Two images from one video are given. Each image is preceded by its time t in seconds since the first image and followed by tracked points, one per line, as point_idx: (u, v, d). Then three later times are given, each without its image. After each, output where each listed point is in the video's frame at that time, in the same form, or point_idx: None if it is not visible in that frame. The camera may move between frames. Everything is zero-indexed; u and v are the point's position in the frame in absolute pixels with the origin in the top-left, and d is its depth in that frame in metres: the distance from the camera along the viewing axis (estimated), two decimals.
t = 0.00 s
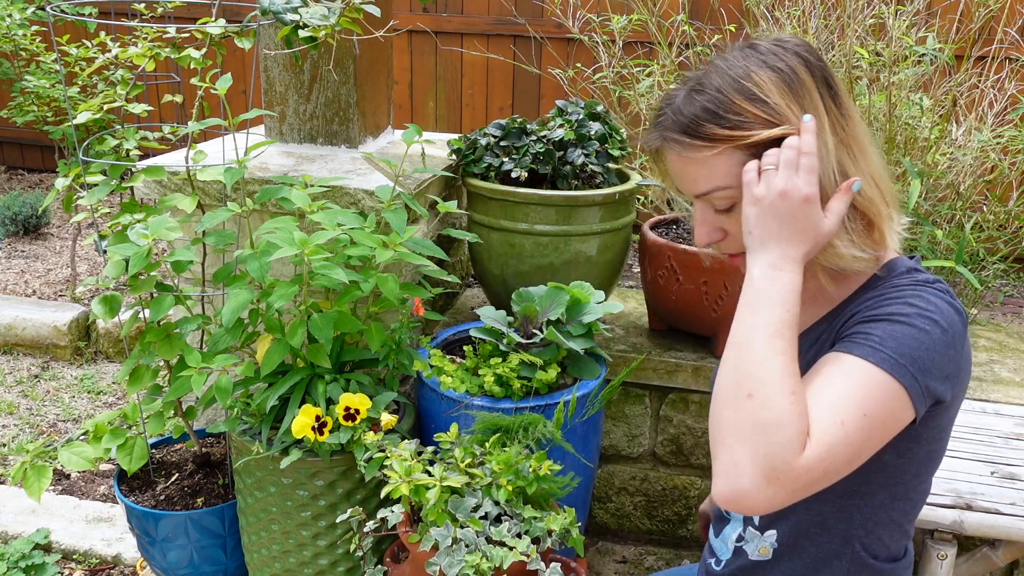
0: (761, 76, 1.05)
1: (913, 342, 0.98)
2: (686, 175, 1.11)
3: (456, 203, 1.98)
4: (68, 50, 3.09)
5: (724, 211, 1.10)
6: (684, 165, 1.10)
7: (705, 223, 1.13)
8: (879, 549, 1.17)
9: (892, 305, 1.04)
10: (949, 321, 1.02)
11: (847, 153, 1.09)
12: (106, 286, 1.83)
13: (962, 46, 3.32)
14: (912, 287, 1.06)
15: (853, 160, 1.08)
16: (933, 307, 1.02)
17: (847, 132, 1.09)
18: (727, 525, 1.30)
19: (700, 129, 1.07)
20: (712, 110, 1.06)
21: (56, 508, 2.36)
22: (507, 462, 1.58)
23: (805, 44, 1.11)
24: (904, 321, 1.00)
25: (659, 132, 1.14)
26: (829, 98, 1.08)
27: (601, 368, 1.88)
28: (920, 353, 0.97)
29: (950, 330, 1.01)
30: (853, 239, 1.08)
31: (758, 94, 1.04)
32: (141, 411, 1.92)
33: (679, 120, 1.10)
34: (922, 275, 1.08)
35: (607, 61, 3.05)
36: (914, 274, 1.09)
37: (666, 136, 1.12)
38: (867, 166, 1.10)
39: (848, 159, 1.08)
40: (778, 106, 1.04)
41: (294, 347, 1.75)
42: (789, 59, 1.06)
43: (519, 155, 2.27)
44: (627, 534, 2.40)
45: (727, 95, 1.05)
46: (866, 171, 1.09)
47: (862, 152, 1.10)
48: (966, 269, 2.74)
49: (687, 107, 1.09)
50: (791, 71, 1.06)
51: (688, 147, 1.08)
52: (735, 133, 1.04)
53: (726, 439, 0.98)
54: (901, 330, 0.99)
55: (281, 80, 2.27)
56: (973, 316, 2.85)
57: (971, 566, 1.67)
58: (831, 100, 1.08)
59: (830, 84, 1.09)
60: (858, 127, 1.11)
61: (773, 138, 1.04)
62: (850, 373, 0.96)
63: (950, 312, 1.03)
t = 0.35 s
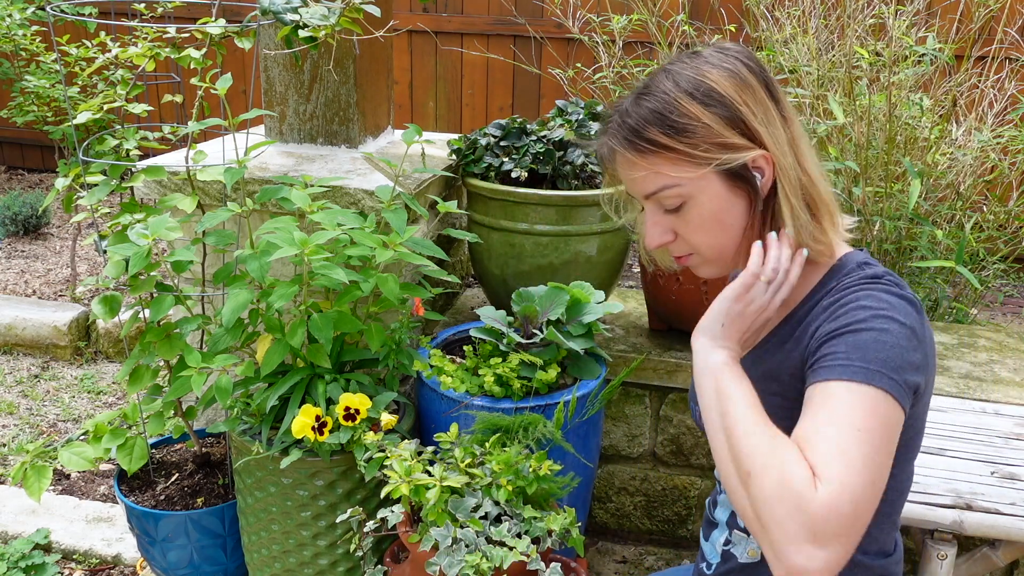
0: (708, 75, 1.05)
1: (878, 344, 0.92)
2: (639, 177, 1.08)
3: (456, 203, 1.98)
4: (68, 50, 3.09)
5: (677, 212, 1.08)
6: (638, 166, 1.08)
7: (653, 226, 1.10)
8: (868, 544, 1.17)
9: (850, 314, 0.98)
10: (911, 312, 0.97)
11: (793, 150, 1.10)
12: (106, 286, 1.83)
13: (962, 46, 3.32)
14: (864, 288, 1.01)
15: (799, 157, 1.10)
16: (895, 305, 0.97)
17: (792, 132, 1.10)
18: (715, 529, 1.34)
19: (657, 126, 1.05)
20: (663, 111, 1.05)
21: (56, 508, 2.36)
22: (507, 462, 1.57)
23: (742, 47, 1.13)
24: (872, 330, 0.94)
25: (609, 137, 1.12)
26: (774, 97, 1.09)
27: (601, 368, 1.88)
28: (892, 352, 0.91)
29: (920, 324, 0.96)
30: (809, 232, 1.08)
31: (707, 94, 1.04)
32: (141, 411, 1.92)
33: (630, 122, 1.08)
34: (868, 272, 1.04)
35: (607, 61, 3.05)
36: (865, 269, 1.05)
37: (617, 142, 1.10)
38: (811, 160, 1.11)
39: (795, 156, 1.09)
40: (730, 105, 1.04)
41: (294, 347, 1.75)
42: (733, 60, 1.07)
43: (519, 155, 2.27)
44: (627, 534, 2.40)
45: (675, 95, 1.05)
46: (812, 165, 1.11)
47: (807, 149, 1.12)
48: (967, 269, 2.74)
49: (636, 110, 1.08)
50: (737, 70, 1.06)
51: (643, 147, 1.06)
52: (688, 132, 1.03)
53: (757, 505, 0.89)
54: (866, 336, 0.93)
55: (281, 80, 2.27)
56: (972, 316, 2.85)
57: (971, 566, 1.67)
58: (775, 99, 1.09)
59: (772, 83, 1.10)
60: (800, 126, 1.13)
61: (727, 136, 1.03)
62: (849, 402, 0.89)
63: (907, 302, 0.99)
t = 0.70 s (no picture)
0: (680, 81, 1.02)
1: (871, 416, 0.91)
2: (607, 187, 1.06)
3: (456, 203, 1.98)
4: (68, 50, 3.09)
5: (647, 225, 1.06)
6: (607, 174, 1.06)
7: (623, 240, 1.08)
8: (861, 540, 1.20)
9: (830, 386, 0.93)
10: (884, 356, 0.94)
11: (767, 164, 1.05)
12: (106, 286, 1.83)
13: (962, 46, 3.32)
14: (834, 345, 0.95)
15: (772, 171, 1.06)
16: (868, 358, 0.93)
17: (766, 146, 1.06)
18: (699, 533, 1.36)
19: (626, 134, 1.03)
20: (632, 118, 1.02)
21: (56, 508, 2.36)
22: (507, 462, 1.57)
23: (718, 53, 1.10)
24: (862, 402, 0.91)
25: (577, 143, 1.10)
26: (748, 108, 1.06)
27: (600, 368, 1.88)
28: (889, 416, 0.91)
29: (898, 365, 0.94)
30: (781, 250, 1.04)
31: (677, 100, 1.01)
32: (141, 411, 1.92)
33: (598, 128, 1.05)
34: (830, 313, 0.98)
35: (607, 61, 3.05)
36: (825, 304, 1.00)
37: (586, 148, 1.08)
38: (786, 175, 1.07)
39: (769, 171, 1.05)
40: (703, 113, 1.00)
41: (294, 347, 1.75)
42: (708, 67, 1.04)
43: (519, 155, 2.27)
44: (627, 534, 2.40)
45: (645, 101, 1.02)
46: (787, 180, 1.07)
47: (782, 163, 1.08)
48: (966, 268, 2.74)
49: (605, 116, 1.05)
50: (711, 77, 1.03)
51: (611, 154, 1.04)
52: (658, 141, 1.01)
53: None
54: (856, 410, 0.92)
55: (281, 81, 2.27)
56: (972, 316, 2.84)
57: (971, 566, 1.67)
58: (749, 109, 1.06)
59: (746, 92, 1.07)
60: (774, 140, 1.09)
61: (699, 147, 1.00)
62: (869, 481, 0.92)
63: (877, 341, 0.94)
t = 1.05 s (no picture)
0: (653, 150, 0.91)
1: (780, 555, 0.93)
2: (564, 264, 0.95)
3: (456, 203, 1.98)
4: (68, 50, 3.09)
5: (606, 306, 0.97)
6: (563, 250, 0.95)
7: (580, 317, 0.99)
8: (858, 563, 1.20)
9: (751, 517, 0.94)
10: (813, 487, 0.91)
11: (740, 243, 0.97)
12: (106, 286, 1.82)
13: (962, 46, 3.32)
14: (761, 476, 0.93)
15: (746, 253, 0.97)
16: (791, 494, 0.91)
17: (742, 222, 0.98)
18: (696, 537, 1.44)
19: (589, 210, 0.91)
20: (596, 190, 0.91)
21: (56, 508, 2.36)
22: (507, 462, 1.58)
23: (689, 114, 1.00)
24: (780, 536, 0.93)
25: (529, 209, 0.98)
26: (721, 180, 0.97)
27: (601, 368, 1.88)
28: (802, 553, 0.93)
29: (828, 499, 0.92)
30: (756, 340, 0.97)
31: (650, 174, 0.90)
32: (141, 411, 1.92)
33: (556, 197, 0.93)
34: (770, 435, 0.93)
35: (607, 61, 3.04)
36: (771, 417, 0.95)
37: (540, 218, 0.95)
38: (761, 254, 0.99)
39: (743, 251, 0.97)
40: (677, 190, 0.91)
41: (294, 347, 1.75)
42: (681, 135, 0.94)
43: (519, 155, 2.27)
44: (628, 534, 2.39)
45: (613, 170, 0.90)
46: (763, 260, 0.99)
47: (757, 240, 0.99)
48: (967, 269, 2.74)
49: (564, 183, 0.93)
50: (685, 146, 0.93)
51: (571, 229, 0.93)
52: (627, 220, 0.90)
53: None
54: (768, 547, 0.94)
55: (281, 81, 2.27)
56: (972, 316, 2.84)
57: (971, 566, 1.67)
58: (723, 182, 0.97)
59: (721, 162, 0.98)
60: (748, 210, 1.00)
61: (670, 228, 0.91)
62: None
63: (811, 473, 0.91)
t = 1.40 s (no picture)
0: (600, 276, 0.92)
1: None
2: (503, 384, 0.98)
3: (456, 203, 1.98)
4: (68, 50, 3.09)
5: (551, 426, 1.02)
6: (504, 370, 0.97)
7: (527, 434, 1.05)
8: None
9: None
10: None
11: (692, 370, 0.98)
12: (106, 286, 1.82)
13: (962, 46, 3.32)
14: None
15: (698, 378, 0.99)
16: None
17: (694, 346, 0.99)
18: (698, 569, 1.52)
19: (531, 335, 0.93)
20: (540, 317, 0.92)
21: (56, 508, 2.36)
22: (507, 462, 1.58)
23: (645, 230, 1.00)
24: None
25: (473, 321, 1.00)
26: (675, 305, 0.97)
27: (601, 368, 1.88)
28: None
29: None
30: (703, 469, 1.00)
31: (596, 302, 0.91)
32: (141, 411, 1.92)
33: (497, 317, 0.95)
34: (726, 542, 0.96)
35: (607, 60, 3.04)
36: (727, 520, 0.98)
37: (480, 334, 0.97)
38: (714, 376, 1.00)
39: (694, 378, 0.98)
40: (624, 322, 0.92)
41: (294, 347, 1.75)
42: (640, 264, 0.95)
43: (519, 155, 2.27)
44: (628, 534, 2.38)
45: (558, 297, 0.92)
46: (717, 383, 1.00)
47: (711, 363, 1.00)
48: (966, 269, 2.74)
49: (508, 301, 0.94)
50: (635, 271, 0.94)
51: (511, 350, 0.95)
52: (571, 349, 0.92)
53: None
54: None
55: (281, 81, 2.27)
56: (973, 316, 2.84)
57: (971, 566, 1.67)
58: (676, 307, 0.97)
59: (675, 283, 0.98)
60: (705, 330, 1.01)
61: (617, 358, 0.93)
62: None
63: None
